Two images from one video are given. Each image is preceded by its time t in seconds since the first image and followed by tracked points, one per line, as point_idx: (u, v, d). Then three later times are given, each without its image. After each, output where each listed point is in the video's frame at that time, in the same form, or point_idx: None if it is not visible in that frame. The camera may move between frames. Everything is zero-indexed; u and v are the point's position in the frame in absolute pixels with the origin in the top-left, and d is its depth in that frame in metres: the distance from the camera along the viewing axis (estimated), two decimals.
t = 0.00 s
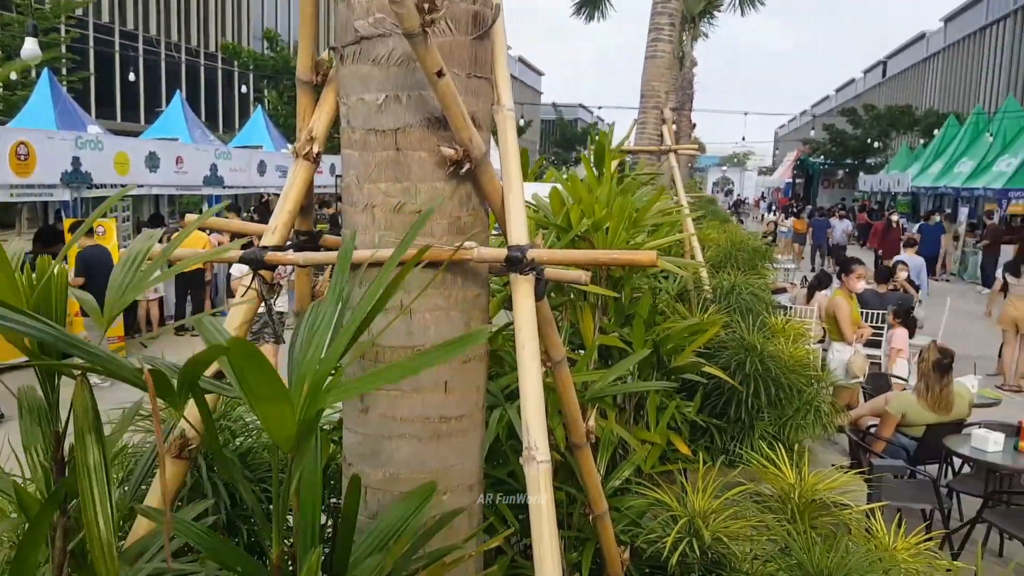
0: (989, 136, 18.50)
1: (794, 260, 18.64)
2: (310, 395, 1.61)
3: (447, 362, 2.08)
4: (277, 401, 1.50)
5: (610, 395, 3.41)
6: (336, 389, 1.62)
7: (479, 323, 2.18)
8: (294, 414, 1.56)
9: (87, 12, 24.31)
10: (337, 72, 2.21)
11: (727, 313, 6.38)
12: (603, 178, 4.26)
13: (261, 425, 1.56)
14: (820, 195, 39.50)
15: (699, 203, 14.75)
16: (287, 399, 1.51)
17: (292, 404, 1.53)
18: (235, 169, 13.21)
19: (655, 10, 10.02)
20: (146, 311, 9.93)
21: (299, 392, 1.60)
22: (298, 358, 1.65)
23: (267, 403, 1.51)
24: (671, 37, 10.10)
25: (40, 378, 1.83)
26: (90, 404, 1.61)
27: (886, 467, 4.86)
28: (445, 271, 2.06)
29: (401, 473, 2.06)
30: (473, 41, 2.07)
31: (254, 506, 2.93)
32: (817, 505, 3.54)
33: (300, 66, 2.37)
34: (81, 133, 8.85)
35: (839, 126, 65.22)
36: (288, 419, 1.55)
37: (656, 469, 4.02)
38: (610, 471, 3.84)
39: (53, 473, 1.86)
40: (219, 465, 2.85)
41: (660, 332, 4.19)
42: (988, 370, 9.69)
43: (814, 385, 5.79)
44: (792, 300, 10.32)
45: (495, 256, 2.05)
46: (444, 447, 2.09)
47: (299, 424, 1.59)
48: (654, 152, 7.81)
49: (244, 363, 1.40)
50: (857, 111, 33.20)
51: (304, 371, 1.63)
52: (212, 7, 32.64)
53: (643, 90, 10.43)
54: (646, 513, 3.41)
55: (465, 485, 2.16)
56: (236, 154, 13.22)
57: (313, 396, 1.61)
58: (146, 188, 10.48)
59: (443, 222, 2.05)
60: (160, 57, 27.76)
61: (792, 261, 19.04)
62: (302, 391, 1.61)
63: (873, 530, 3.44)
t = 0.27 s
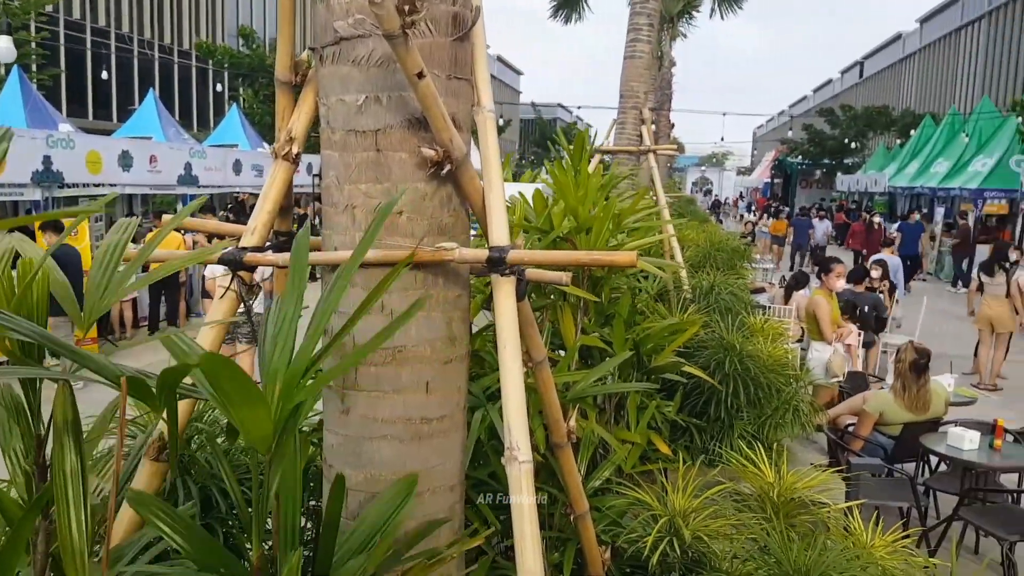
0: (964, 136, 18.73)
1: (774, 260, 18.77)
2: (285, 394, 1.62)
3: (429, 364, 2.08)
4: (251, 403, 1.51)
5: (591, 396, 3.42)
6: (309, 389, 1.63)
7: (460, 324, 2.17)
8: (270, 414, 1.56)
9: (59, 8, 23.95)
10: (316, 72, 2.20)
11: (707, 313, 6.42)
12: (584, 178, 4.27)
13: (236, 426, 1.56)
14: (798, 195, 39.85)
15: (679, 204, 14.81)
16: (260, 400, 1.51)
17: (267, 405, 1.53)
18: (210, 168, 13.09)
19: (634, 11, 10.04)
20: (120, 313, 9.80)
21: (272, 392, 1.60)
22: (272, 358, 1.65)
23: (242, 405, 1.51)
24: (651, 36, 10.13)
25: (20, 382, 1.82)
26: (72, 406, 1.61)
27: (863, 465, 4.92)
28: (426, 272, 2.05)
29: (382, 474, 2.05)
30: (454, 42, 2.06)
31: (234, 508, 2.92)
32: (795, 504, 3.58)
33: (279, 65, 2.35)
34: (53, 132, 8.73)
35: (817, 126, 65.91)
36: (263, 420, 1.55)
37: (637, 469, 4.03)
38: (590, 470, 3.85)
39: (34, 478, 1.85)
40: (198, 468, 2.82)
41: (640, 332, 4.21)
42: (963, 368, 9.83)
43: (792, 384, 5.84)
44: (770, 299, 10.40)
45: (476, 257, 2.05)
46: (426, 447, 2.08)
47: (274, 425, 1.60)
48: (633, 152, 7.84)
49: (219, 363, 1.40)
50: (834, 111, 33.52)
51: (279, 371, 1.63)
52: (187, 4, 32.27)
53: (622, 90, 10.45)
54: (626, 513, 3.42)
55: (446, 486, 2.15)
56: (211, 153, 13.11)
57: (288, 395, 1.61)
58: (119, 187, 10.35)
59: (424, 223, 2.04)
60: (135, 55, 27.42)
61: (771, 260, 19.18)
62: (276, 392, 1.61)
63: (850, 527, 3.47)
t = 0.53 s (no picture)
0: (940, 137, 18.98)
1: (753, 260, 18.90)
2: (261, 394, 1.60)
3: (411, 364, 2.07)
4: (227, 404, 1.49)
5: (570, 396, 3.42)
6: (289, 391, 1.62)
7: (441, 324, 2.16)
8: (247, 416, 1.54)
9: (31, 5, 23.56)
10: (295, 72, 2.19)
11: (686, 313, 6.45)
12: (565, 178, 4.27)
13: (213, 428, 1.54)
14: (776, 195, 40.18)
15: (658, 204, 14.88)
16: (237, 402, 1.49)
17: (244, 408, 1.51)
18: (186, 168, 12.97)
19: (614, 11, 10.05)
20: (95, 315, 9.66)
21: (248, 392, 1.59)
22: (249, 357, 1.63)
23: (218, 408, 1.49)
24: (630, 37, 10.15)
25: None
26: (49, 405, 1.59)
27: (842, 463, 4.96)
28: (407, 272, 2.04)
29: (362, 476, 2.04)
30: (434, 41, 2.05)
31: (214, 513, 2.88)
32: (774, 502, 3.60)
33: (257, 65, 2.34)
34: (25, 132, 8.60)
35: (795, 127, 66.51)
36: (240, 422, 1.53)
37: (617, 468, 4.05)
38: (571, 471, 3.85)
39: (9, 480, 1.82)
40: (178, 473, 2.80)
41: (621, 332, 4.22)
42: (939, 367, 9.96)
43: (770, 383, 5.88)
44: (749, 299, 10.47)
45: (457, 257, 2.04)
46: (407, 449, 2.07)
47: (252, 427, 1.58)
48: (613, 152, 7.85)
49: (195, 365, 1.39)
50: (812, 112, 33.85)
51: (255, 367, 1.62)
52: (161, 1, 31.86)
53: (602, 91, 10.44)
54: (607, 512, 3.43)
55: (427, 487, 2.14)
56: (187, 153, 12.99)
57: (264, 395, 1.60)
58: (93, 187, 10.22)
59: (405, 223, 2.03)
60: (109, 53, 27.07)
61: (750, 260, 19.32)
62: (252, 391, 1.60)
63: (828, 524, 3.49)
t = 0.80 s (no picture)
0: (916, 138, 19.22)
1: (733, 260, 19.03)
2: (234, 392, 1.57)
3: (391, 365, 2.06)
4: (190, 396, 1.48)
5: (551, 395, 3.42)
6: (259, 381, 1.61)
7: (421, 325, 2.16)
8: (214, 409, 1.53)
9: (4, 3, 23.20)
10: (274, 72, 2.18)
11: (666, 313, 6.48)
12: (545, 178, 4.27)
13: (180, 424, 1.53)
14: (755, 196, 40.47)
15: (638, 204, 14.94)
16: (199, 393, 1.48)
17: (209, 402, 1.51)
18: (163, 169, 12.85)
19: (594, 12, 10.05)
20: (70, 317, 9.54)
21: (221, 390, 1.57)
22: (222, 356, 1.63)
23: (181, 402, 1.48)
24: (610, 38, 10.18)
25: None
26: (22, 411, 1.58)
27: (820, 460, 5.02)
28: (386, 272, 2.04)
29: (343, 477, 2.04)
30: (413, 42, 2.05)
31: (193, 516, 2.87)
32: (752, 499, 3.63)
33: (235, 65, 2.33)
34: None
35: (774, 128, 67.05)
36: (208, 417, 1.52)
37: (598, 468, 4.06)
38: (552, 470, 3.86)
39: None
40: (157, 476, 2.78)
41: (601, 331, 4.24)
42: (916, 366, 10.08)
43: (749, 383, 5.92)
44: (728, 298, 10.55)
45: (437, 257, 2.04)
46: (387, 449, 2.07)
47: (221, 423, 1.56)
48: (594, 153, 7.88)
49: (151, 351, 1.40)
50: (790, 113, 34.16)
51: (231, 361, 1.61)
52: None
53: (582, 91, 10.45)
54: (588, 511, 3.44)
55: (407, 488, 2.14)
56: (165, 153, 12.87)
57: (235, 391, 1.57)
58: (69, 188, 10.10)
59: (384, 224, 2.03)
60: (85, 52, 26.71)
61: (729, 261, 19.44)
62: (224, 389, 1.57)
63: (806, 521, 3.53)
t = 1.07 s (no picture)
0: (892, 139, 19.46)
1: (713, 261, 19.13)
2: (211, 394, 1.57)
3: (371, 365, 2.06)
4: (167, 407, 1.51)
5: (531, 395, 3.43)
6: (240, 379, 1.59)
7: (402, 325, 2.16)
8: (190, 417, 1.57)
9: None
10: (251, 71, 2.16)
11: (646, 313, 6.50)
12: (525, 177, 4.28)
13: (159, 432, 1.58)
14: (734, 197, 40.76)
15: (618, 204, 14.99)
16: (178, 404, 1.52)
17: (186, 409, 1.54)
18: (141, 169, 12.72)
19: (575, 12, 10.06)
20: (47, 320, 9.42)
21: (200, 396, 1.56)
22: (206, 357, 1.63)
23: (158, 410, 1.51)
24: (590, 38, 10.19)
25: None
26: None
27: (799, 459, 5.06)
28: (366, 273, 2.03)
29: (323, 478, 2.03)
30: (391, 41, 2.05)
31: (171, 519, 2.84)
32: (731, 497, 3.66)
33: (212, 64, 2.31)
34: None
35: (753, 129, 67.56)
36: (184, 423, 1.57)
37: (579, 467, 4.08)
38: (534, 470, 3.87)
39: None
40: (133, 480, 2.75)
41: (582, 331, 4.25)
42: (892, 364, 10.20)
43: (729, 382, 5.97)
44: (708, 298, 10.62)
45: (417, 258, 2.03)
46: (366, 450, 2.06)
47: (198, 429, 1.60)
48: (574, 154, 7.89)
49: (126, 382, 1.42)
50: (769, 115, 34.42)
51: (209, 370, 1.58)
52: None
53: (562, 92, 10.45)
54: (568, 510, 3.45)
55: (388, 489, 2.13)
56: (142, 153, 12.74)
57: (213, 394, 1.57)
58: (45, 189, 9.97)
59: (363, 224, 2.02)
60: (59, 50, 26.36)
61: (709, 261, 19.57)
62: (204, 391, 1.57)
63: (784, 518, 3.55)
